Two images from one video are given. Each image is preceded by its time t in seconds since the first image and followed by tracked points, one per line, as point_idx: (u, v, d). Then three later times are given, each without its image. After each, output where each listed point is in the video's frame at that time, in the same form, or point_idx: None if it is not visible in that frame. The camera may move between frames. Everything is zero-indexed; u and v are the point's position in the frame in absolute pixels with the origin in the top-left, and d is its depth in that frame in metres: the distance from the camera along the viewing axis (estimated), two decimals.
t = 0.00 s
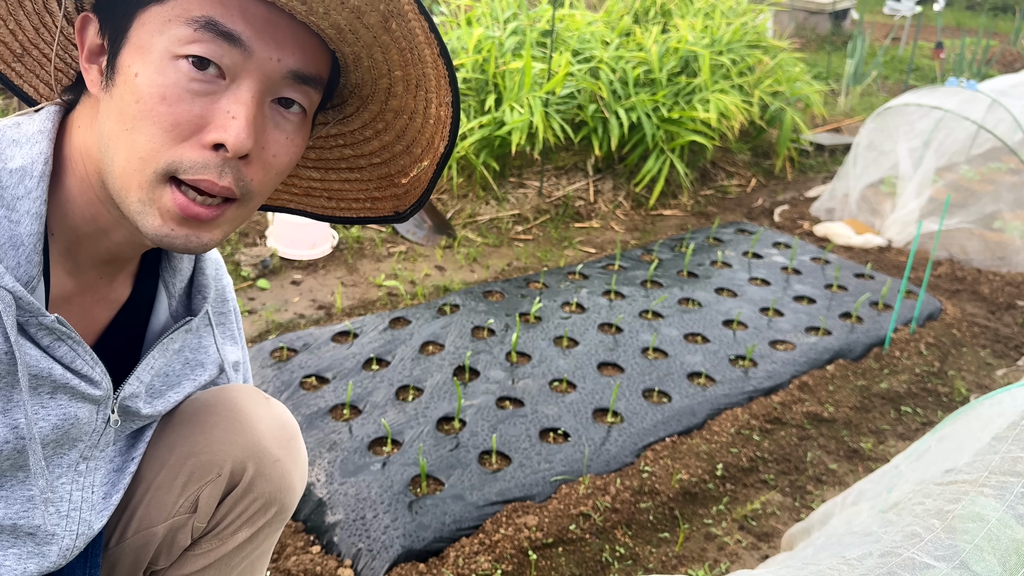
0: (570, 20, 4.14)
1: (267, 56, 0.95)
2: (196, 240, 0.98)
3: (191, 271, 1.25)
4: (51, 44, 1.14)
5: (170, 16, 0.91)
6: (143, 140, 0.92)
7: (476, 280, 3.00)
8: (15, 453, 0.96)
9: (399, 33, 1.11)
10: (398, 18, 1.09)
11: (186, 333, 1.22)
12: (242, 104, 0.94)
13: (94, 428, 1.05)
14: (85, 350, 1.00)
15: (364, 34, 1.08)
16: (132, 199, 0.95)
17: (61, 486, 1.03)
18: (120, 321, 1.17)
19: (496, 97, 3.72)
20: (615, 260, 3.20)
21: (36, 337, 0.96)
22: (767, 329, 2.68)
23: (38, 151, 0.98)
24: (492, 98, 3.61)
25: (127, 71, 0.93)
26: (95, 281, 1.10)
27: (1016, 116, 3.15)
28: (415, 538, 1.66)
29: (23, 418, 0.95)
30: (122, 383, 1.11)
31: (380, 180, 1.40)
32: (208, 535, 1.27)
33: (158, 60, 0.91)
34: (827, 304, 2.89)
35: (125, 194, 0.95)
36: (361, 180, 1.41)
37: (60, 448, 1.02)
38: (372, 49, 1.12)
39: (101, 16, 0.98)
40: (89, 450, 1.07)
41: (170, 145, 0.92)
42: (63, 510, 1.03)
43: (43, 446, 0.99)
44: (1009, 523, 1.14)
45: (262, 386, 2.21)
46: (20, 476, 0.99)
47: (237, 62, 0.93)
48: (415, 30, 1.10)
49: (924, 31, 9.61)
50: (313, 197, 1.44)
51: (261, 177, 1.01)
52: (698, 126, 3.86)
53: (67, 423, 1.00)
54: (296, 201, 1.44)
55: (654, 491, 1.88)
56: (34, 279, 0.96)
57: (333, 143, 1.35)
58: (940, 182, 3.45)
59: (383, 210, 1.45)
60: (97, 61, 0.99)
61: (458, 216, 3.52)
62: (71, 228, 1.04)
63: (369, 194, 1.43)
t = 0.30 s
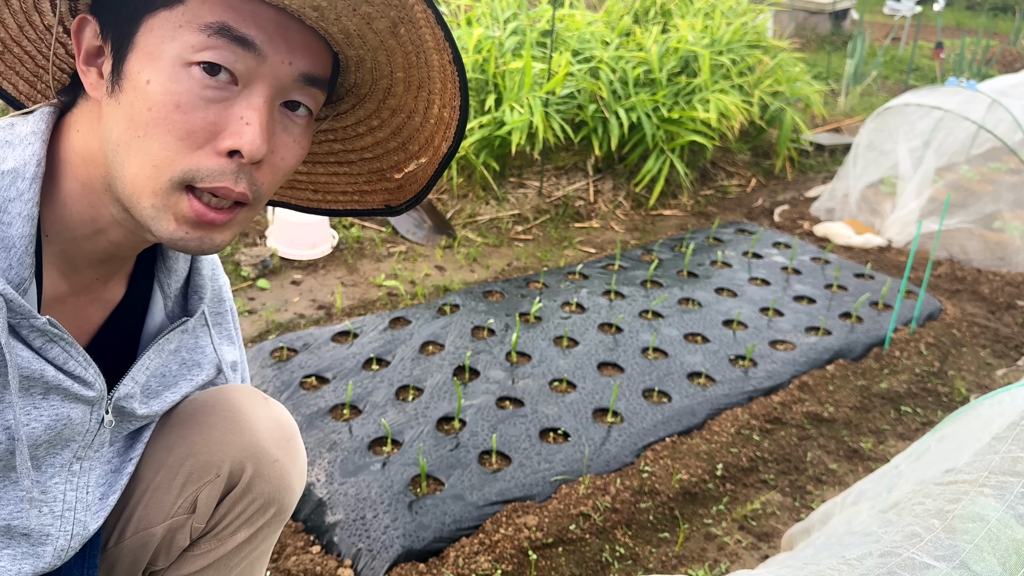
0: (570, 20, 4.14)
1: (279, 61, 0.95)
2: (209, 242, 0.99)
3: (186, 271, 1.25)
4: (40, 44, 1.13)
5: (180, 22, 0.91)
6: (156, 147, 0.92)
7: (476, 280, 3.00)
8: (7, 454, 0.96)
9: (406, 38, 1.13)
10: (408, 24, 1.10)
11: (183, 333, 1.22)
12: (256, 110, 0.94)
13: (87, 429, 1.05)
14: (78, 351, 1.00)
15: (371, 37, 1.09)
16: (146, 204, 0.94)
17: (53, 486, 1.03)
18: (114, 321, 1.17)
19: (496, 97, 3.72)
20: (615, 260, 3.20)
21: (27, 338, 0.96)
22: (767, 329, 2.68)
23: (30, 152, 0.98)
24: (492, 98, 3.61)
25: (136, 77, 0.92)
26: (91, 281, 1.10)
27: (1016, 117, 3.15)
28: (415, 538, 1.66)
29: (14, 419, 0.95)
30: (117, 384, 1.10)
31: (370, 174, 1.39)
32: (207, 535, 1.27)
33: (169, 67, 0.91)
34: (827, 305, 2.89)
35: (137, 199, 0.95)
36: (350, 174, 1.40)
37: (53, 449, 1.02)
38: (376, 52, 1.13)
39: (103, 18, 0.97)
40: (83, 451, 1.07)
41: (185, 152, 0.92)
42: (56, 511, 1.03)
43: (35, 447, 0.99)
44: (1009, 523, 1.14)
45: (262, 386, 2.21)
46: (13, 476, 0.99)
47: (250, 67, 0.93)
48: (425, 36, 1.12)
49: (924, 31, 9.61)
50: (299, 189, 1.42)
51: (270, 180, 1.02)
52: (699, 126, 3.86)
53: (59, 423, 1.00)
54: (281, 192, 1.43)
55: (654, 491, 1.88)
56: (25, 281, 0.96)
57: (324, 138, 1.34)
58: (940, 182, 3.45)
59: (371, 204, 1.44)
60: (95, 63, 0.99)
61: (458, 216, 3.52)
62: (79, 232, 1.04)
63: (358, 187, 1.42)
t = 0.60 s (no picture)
0: (570, 20, 4.14)
1: (273, 62, 0.95)
2: (207, 242, 0.99)
3: (187, 271, 1.25)
4: (42, 42, 1.13)
5: (173, 23, 0.91)
6: (150, 148, 0.92)
7: (476, 280, 3.00)
8: (7, 455, 0.96)
9: (404, 40, 1.12)
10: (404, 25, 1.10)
11: (183, 333, 1.22)
12: (249, 112, 0.94)
13: (87, 429, 1.05)
14: (78, 352, 1.00)
15: (368, 39, 1.09)
16: (141, 205, 0.95)
17: (53, 486, 1.03)
18: (113, 321, 1.17)
19: (496, 97, 3.72)
20: (615, 260, 3.20)
21: (27, 338, 0.96)
22: (767, 329, 2.68)
23: (30, 153, 0.98)
24: (492, 98, 3.60)
25: (131, 77, 0.92)
26: (90, 282, 1.10)
27: (1016, 117, 3.15)
28: (415, 538, 1.66)
29: (14, 420, 0.95)
30: (117, 384, 1.10)
31: (373, 176, 1.39)
32: (207, 536, 1.27)
33: (163, 68, 0.91)
34: (827, 305, 2.89)
35: (133, 200, 0.95)
36: (354, 175, 1.40)
37: (53, 449, 1.02)
38: (374, 54, 1.13)
39: (100, 18, 0.97)
40: (83, 451, 1.07)
41: (178, 153, 0.92)
42: (57, 511, 1.03)
43: (35, 447, 0.99)
44: (1009, 523, 1.14)
45: (262, 386, 2.21)
46: (13, 477, 0.99)
47: (243, 69, 0.93)
48: (421, 37, 1.12)
49: (924, 31, 9.61)
50: (304, 190, 1.42)
51: (265, 182, 1.02)
52: (699, 126, 3.86)
53: (59, 424, 1.00)
54: (286, 193, 1.43)
55: (654, 491, 1.88)
56: (25, 282, 0.96)
57: (327, 139, 1.34)
58: (940, 182, 3.45)
59: (375, 206, 1.44)
60: (94, 63, 0.99)
61: (458, 216, 3.52)
62: (75, 233, 1.04)
63: (361, 188, 1.42)
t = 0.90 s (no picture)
0: (570, 20, 4.14)
1: (267, 54, 0.95)
2: (203, 236, 0.98)
3: (185, 271, 1.25)
4: (38, 41, 1.13)
5: (167, 15, 0.91)
6: (145, 141, 0.92)
7: (476, 280, 3.00)
8: (4, 454, 0.96)
9: (398, 31, 1.13)
10: (398, 16, 1.10)
11: (181, 333, 1.22)
12: (244, 103, 0.94)
13: (84, 429, 1.05)
14: (74, 351, 1.00)
15: (362, 31, 1.09)
16: (137, 199, 0.94)
17: (51, 486, 1.03)
18: (110, 320, 1.17)
19: (496, 97, 3.72)
20: (615, 260, 3.20)
21: (23, 337, 0.96)
22: (767, 329, 2.68)
23: (26, 151, 0.98)
24: (492, 98, 3.60)
25: (126, 71, 0.92)
26: (87, 280, 1.10)
27: (1016, 116, 3.15)
28: (415, 538, 1.66)
29: (11, 419, 0.95)
30: (114, 383, 1.10)
31: (370, 174, 1.39)
32: (206, 536, 1.27)
33: (157, 60, 0.91)
34: (827, 304, 2.89)
35: (130, 193, 0.95)
36: (351, 173, 1.40)
37: (50, 448, 1.02)
38: (369, 46, 1.13)
39: (95, 13, 0.97)
40: (81, 450, 1.07)
41: (173, 146, 0.92)
42: (54, 511, 1.03)
43: (32, 447, 0.99)
44: (1009, 523, 1.14)
45: (262, 387, 2.21)
46: (10, 477, 0.99)
47: (237, 61, 0.93)
48: (415, 27, 1.12)
49: (924, 31, 9.61)
50: (301, 189, 1.42)
51: (260, 176, 1.01)
52: (699, 126, 3.86)
53: (56, 423, 1.00)
54: (283, 193, 1.43)
55: (654, 491, 1.88)
56: (21, 280, 0.96)
57: (323, 137, 1.34)
58: (940, 182, 3.45)
59: (373, 203, 1.44)
60: (90, 59, 0.99)
61: (458, 216, 3.52)
62: (70, 229, 1.04)
63: (358, 186, 1.42)
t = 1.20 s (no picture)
0: (570, 20, 4.14)
1: (269, 55, 0.95)
2: (205, 236, 0.98)
3: (184, 270, 1.25)
4: (39, 42, 1.13)
5: (170, 16, 0.91)
6: (147, 141, 0.92)
7: (476, 280, 3.00)
8: (4, 452, 0.96)
9: (399, 33, 1.12)
10: (400, 18, 1.10)
11: (180, 332, 1.22)
12: (246, 104, 0.94)
13: (83, 427, 1.05)
14: (74, 349, 1.00)
15: (364, 32, 1.09)
16: (139, 199, 0.94)
17: (50, 484, 1.03)
18: (110, 319, 1.17)
19: (496, 96, 3.72)
20: (615, 260, 3.20)
21: (23, 335, 0.96)
22: (767, 329, 2.68)
23: (27, 150, 0.98)
24: (492, 98, 3.60)
25: (128, 71, 0.92)
26: (87, 280, 1.10)
27: (1017, 117, 3.15)
28: (415, 538, 1.66)
29: (11, 417, 0.95)
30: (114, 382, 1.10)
31: (371, 175, 1.39)
32: (207, 535, 1.27)
33: (160, 60, 0.91)
34: (827, 305, 2.89)
35: (132, 194, 0.95)
36: (351, 175, 1.40)
37: (49, 446, 1.02)
38: (370, 48, 1.13)
39: (97, 14, 0.97)
40: (79, 449, 1.07)
41: (175, 147, 0.92)
42: (53, 509, 1.03)
43: (31, 445, 0.99)
44: (1009, 523, 1.14)
45: (261, 386, 2.21)
46: (8, 475, 0.99)
47: (240, 61, 0.93)
48: (417, 30, 1.12)
49: (924, 31, 9.61)
50: (301, 191, 1.42)
51: (262, 176, 1.01)
52: (698, 126, 3.86)
53: (56, 421, 1.00)
54: (283, 195, 1.43)
55: (654, 491, 1.88)
56: (21, 278, 0.96)
57: (324, 139, 1.34)
58: (940, 182, 3.45)
59: (373, 205, 1.44)
60: (92, 59, 0.99)
61: (458, 216, 3.52)
62: (71, 230, 1.04)
63: (358, 188, 1.42)
